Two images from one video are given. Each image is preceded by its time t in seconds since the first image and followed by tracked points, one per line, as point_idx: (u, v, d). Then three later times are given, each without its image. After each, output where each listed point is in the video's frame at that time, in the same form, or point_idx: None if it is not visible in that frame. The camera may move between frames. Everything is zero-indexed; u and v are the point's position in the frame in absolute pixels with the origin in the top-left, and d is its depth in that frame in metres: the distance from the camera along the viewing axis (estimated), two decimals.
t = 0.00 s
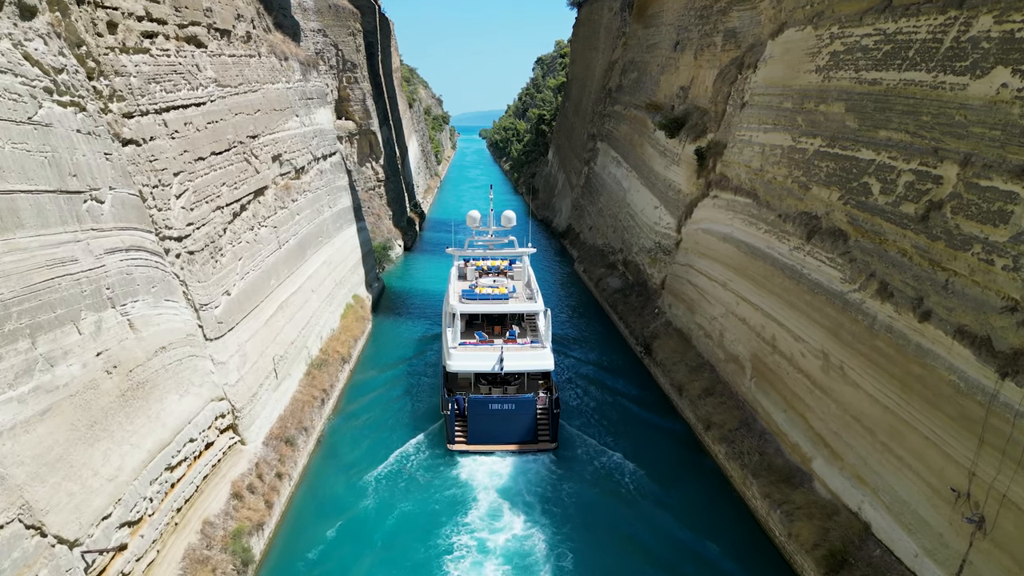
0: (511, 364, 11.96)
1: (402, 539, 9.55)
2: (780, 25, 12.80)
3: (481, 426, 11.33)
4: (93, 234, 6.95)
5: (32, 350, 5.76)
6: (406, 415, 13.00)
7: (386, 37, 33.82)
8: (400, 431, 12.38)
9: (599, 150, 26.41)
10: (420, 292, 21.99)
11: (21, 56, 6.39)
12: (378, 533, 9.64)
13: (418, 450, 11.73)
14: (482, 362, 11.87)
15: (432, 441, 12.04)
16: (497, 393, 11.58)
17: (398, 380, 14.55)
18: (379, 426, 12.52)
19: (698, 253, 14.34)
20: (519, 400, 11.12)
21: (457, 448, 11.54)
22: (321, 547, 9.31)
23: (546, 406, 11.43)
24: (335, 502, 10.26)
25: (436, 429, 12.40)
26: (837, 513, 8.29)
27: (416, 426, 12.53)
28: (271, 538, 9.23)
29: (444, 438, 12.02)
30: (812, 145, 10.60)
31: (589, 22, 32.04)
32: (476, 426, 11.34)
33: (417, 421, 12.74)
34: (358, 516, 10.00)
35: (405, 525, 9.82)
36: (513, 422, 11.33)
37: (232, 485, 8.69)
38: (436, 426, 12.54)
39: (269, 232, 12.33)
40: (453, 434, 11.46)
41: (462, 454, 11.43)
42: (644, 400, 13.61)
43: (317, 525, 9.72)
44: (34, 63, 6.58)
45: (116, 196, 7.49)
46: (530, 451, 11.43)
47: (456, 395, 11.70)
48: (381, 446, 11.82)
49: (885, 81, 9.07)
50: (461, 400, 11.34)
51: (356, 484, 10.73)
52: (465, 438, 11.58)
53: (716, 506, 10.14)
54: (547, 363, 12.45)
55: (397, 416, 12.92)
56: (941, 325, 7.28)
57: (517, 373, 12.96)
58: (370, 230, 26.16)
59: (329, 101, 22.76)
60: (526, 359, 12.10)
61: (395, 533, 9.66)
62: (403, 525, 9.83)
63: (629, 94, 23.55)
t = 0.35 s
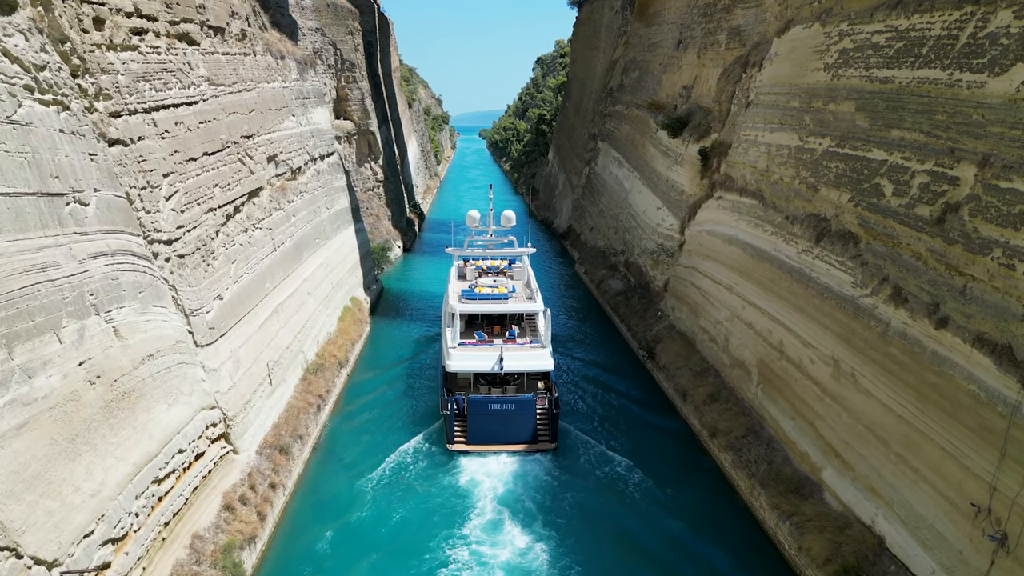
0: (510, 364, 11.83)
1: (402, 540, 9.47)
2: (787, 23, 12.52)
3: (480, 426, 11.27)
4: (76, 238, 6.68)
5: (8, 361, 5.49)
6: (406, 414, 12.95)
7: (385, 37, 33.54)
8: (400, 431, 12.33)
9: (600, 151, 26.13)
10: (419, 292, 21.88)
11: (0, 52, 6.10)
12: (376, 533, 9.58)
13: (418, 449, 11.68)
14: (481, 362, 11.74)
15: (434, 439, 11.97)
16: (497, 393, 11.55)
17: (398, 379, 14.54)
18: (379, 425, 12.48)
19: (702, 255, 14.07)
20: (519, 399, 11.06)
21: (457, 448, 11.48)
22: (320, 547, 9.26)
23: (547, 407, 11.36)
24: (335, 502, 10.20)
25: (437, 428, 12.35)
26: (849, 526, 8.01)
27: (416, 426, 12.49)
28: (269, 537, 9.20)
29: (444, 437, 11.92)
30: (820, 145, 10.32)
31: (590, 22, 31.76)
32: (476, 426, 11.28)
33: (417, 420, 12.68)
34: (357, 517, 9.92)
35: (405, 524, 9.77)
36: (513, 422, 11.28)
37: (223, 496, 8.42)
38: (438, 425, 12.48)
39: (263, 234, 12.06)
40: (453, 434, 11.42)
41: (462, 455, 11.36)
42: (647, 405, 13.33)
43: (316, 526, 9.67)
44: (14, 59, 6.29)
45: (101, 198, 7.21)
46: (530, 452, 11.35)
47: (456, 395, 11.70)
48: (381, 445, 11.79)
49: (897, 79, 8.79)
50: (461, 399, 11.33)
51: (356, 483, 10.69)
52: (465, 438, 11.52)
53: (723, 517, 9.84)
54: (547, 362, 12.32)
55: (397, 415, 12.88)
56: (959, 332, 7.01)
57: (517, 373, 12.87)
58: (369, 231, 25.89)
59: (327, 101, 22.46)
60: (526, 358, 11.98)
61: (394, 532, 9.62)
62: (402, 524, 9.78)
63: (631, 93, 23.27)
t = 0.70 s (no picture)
0: (509, 364, 11.84)
1: (400, 542, 9.39)
2: (794, 19, 12.21)
3: (480, 426, 11.19)
4: (56, 244, 6.38)
5: None
6: (406, 413, 12.91)
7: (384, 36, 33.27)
8: (400, 430, 12.29)
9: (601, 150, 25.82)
10: (418, 293, 21.67)
11: None
12: (374, 534, 9.53)
13: (418, 448, 11.62)
14: (481, 362, 11.79)
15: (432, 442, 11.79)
16: (496, 393, 11.48)
17: (397, 378, 14.47)
18: (379, 424, 12.44)
19: (706, 258, 13.77)
20: (518, 400, 11.02)
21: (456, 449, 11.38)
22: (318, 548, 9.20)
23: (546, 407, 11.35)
24: (333, 502, 10.16)
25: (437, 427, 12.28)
26: (863, 542, 7.69)
27: (414, 425, 12.42)
28: (267, 538, 9.15)
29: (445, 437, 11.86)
30: (830, 146, 10.02)
31: (590, 20, 31.48)
32: (475, 426, 11.19)
33: (417, 419, 12.63)
34: (355, 517, 9.86)
35: (404, 524, 9.71)
36: (512, 422, 11.22)
37: (213, 509, 8.11)
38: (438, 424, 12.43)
39: (257, 236, 11.74)
40: (451, 435, 11.34)
41: (461, 456, 11.26)
42: (651, 411, 13.01)
43: (314, 526, 9.63)
44: None
45: (83, 201, 6.90)
46: (529, 451, 11.31)
47: (456, 396, 11.74)
48: (381, 444, 11.75)
49: (912, 77, 8.48)
50: (460, 399, 11.35)
51: (355, 483, 10.65)
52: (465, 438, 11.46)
53: (731, 531, 9.51)
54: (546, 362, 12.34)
55: (397, 414, 12.84)
56: (980, 340, 6.70)
57: (516, 373, 12.74)
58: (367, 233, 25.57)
59: (324, 101, 22.14)
60: (525, 358, 11.98)
61: (394, 533, 9.55)
62: (402, 525, 9.71)
63: (632, 92, 22.97)
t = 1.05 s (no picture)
0: (509, 363, 12.01)
1: (401, 543, 9.32)
2: (801, 16, 11.92)
3: (479, 426, 11.22)
4: (35, 249, 6.11)
5: None
6: (408, 411, 12.87)
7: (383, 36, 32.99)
8: (402, 428, 12.28)
9: (602, 150, 25.55)
10: (416, 295, 21.42)
11: None
12: (374, 533, 9.50)
13: (419, 448, 11.59)
14: (481, 362, 11.98)
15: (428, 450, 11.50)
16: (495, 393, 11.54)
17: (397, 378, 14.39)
18: (381, 423, 12.41)
19: (710, 260, 13.49)
20: (518, 399, 11.10)
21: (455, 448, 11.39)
22: (318, 548, 9.16)
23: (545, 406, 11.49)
24: (333, 500, 10.13)
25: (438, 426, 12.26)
26: (877, 558, 7.41)
27: (414, 425, 12.37)
28: (267, 536, 9.13)
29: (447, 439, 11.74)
30: (839, 146, 9.74)
31: (591, 19, 31.20)
32: (474, 426, 11.22)
33: (418, 418, 12.60)
34: (355, 516, 9.82)
35: (406, 522, 9.69)
36: (511, 422, 11.28)
37: (202, 522, 7.84)
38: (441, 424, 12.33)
39: (251, 239, 11.46)
40: (451, 434, 11.37)
41: (459, 455, 11.27)
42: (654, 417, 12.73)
43: (314, 525, 9.60)
44: None
45: (66, 203, 6.64)
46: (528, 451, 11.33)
47: (455, 396, 11.73)
48: (382, 442, 11.73)
49: (925, 75, 8.21)
50: (460, 399, 11.36)
51: (357, 481, 10.63)
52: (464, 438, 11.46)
53: (738, 543, 9.22)
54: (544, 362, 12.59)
55: (397, 413, 12.79)
56: (1001, 349, 6.44)
57: (515, 373, 12.68)
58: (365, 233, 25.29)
59: (321, 101, 21.85)
60: (524, 357, 12.15)
61: (396, 532, 9.53)
62: (403, 524, 9.68)
63: (634, 91, 22.69)
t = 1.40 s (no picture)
0: (509, 364, 11.89)
1: (399, 546, 9.25)
2: (809, 13, 11.62)
3: (478, 426, 11.15)
4: (12, 255, 5.83)
5: None
6: (407, 411, 12.83)
7: (382, 35, 32.66)
8: (401, 427, 12.27)
9: (603, 150, 25.26)
10: (414, 297, 21.16)
11: None
12: (373, 535, 9.46)
13: (418, 448, 11.53)
14: (480, 363, 11.91)
15: (426, 460, 11.16)
16: (494, 393, 11.45)
17: (396, 379, 14.31)
18: (380, 422, 12.39)
19: (715, 263, 13.19)
20: (518, 400, 11.02)
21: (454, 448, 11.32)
22: (317, 549, 9.14)
23: (545, 406, 11.39)
24: (332, 501, 10.10)
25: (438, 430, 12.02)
26: None
27: (413, 425, 12.31)
28: (266, 536, 9.13)
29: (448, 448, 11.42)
30: (850, 146, 9.44)
31: (591, 19, 30.91)
32: (473, 426, 11.15)
33: (417, 418, 12.55)
34: (354, 518, 9.78)
35: (405, 524, 9.64)
36: (511, 422, 11.23)
37: (191, 537, 7.55)
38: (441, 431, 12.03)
39: (244, 241, 11.16)
40: (451, 434, 11.29)
41: (458, 456, 11.21)
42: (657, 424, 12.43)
43: (313, 526, 9.58)
44: None
45: (45, 207, 6.35)
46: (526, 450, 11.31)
47: (454, 396, 11.60)
48: (381, 442, 11.69)
49: (942, 73, 7.91)
50: (459, 400, 11.25)
51: (356, 480, 10.60)
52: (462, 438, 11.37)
53: (746, 558, 8.92)
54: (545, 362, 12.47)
55: (396, 414, 12.73)
56: None
57: (514, 373, 12.52)
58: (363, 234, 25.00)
59: (318, 100, 21.53)
60: (524, 358, 12.04)
61: (395, 533, 9.49)
62: (403, 525, 9.63)
63: (636, 91, 22.40)
